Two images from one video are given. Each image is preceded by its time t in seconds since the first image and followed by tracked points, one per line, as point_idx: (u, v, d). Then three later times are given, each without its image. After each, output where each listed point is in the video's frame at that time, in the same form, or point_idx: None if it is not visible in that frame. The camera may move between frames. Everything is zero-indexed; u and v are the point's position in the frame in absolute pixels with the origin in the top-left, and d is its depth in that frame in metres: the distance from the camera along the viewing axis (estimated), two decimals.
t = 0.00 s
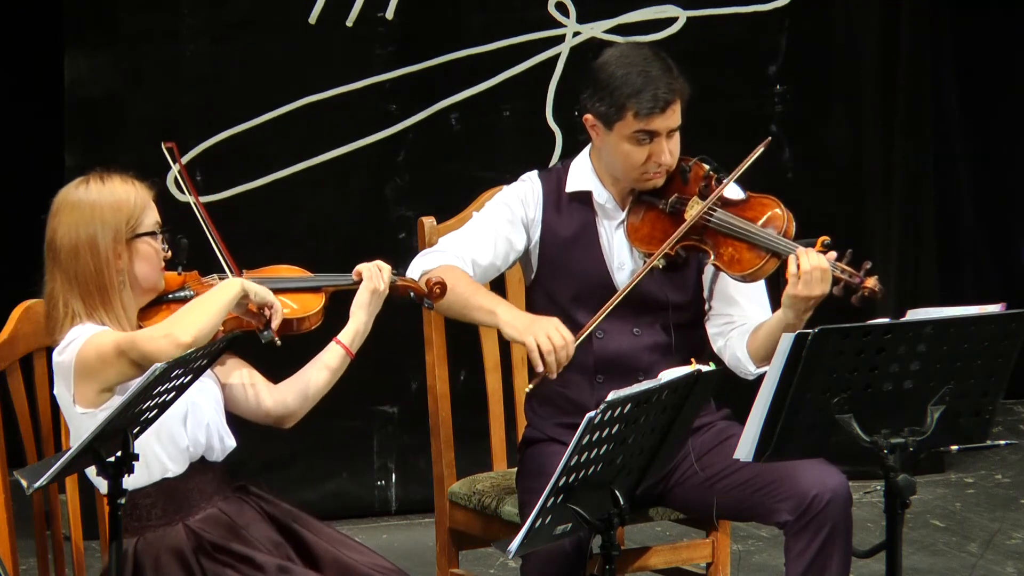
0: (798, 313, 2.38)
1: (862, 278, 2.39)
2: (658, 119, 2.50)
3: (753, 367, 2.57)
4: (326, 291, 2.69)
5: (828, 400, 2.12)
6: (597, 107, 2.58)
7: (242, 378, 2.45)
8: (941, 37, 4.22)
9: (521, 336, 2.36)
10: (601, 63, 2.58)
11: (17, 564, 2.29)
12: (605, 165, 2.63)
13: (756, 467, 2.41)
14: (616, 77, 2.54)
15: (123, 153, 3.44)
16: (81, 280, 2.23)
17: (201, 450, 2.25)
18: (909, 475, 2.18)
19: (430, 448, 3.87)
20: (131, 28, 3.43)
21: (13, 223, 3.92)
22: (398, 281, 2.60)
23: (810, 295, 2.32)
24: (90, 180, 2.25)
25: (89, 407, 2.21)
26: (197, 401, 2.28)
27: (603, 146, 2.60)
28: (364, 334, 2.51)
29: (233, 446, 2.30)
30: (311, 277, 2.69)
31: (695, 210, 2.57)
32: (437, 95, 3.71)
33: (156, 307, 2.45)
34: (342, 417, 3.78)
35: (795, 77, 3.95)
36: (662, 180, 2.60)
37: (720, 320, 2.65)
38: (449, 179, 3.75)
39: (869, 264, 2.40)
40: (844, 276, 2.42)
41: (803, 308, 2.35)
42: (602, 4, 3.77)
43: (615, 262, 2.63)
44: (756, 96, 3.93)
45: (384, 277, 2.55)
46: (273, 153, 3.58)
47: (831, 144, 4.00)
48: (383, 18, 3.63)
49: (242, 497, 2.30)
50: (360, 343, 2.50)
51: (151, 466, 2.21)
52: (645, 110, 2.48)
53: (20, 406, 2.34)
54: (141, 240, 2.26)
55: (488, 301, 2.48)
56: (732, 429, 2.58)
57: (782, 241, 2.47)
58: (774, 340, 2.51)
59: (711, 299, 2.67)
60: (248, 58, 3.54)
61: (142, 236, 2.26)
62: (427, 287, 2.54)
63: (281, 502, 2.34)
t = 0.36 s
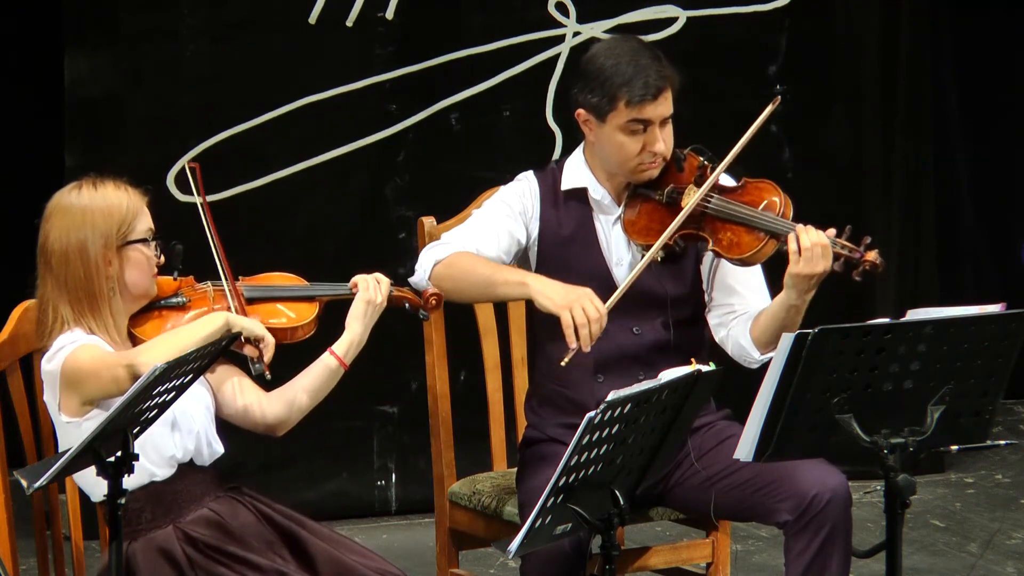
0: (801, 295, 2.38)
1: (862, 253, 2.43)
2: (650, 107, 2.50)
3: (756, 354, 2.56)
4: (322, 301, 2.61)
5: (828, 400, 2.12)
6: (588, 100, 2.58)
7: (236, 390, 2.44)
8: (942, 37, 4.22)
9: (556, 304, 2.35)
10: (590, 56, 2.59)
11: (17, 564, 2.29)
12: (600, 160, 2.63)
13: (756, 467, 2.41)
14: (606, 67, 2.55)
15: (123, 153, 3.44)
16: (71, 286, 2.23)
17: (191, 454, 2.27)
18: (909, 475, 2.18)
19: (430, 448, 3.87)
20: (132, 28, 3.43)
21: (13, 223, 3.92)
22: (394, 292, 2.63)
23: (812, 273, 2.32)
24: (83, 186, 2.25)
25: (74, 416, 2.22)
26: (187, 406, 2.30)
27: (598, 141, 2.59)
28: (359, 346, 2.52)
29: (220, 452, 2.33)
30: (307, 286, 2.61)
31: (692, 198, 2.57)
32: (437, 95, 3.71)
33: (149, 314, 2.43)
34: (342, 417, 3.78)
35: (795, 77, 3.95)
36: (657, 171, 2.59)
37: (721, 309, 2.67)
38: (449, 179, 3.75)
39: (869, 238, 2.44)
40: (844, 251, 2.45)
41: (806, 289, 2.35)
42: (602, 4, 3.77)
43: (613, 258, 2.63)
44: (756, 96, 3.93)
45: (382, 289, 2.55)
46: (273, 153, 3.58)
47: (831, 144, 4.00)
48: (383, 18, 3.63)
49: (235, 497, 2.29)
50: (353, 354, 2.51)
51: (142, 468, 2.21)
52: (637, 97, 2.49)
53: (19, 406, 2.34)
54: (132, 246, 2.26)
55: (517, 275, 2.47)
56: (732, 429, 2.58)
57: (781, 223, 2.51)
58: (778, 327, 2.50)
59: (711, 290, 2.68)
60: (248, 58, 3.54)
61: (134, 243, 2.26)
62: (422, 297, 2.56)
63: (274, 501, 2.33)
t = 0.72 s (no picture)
0: (807, 279, 2.39)
1: (866, 232, 2.43)
2: (645, 99, 2.50)
3: (762, 342, 2.54)
4: (326, 301, 2.64)
5: (828, 400, 2.12)
6: (584, 95, 2.57)
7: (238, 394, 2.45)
8: (942, 37, 4.23)
9: (586, 275, 2.34)
10: (583, 52, 2.60)
11: (17, 564, 2.29)
12: (597, 156, 2.62)
13: (756, 467, 2.41)
14: (600, 62, 2.55)
15: (123, 154, 3.44)
16: (67, 289, 2.23)
17: (190, 457, 2.27)
18: (909, 475, 2.18)
19: (430, 448, 3.87)
20: (132, 28, 3.43)
21: (13, 223, 3.92)
22: (400, 294, 2.67)
23: (815, 254, 2.33)
24: (81, 187, 2.24)
25: (69, 419, 2.23)
26: (186, 407, 2.30)
27: (594, 136, 2.59)
28: (360, 348, 2.53)
29: (220, 451, 2.32)
30: (311, 286, 2.63)
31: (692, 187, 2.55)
32: (437, 95, 3.71)
33: (152, 312, 2.44)
34: (342, 417, 3.78)
35: (795, 77, 3.95)
36: (653, 165, 2.58)
37: (724, 301, 2.63)
38: (449, 179, 3.75)
39: (871, 217, 2.44)
40: (848, 232, 2.44)
41: (811, 271, 2.36)
42: (602, 4, 3.77)
43: (614, 253, 2.66)
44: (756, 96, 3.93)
45: (385, 290, 2.56)
46: (273, 153, 3.58)
47: (831, 144, 4.00)
48: (383, 18, 3.63)
49: (235, 498, 2.29)
50: (355, 356, 2.51)
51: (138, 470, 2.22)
52: (632, 89, 2.49)
53: (19, 406, 2.34)
54: (130, 248, 2.25)
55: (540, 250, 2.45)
56: (732, 429, 2.58)
57: (781, 207, 2.49)
58: (783, 314, 2.50)
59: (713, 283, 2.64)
60: (248, 58, 3.54)
61: (132, 245, 2.25)
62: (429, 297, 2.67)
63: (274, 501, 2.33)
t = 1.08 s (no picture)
0: (808, 264, 2.38)
1: (868, 215, 2.42)
2: (643, 92, 2.50)
3: (767, 334, 2.54)
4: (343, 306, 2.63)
5: (828, 400, 2.12)
6: (582, 90, 2.58)
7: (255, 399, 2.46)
8: (942, 37, 4.22)
9: (612, 242, 2.36)
10: (581, 49, 2.61)
11: (17, 564, 2.29)
12: (595, 153, 2.62)
13: (756, 466, 2.41)
14: (598, 57, 2.56)
15: (123, 154, 3.44)
16: (73, 286, 2.24)
17: (193, 459, 2.27)
18: (909, 475, 2.18)
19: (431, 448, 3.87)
20: (132, 28, 3.43)
21: (13, 223, 3.92)
22: (417, 301, 2.65)
23: (816, 237, 2.33)
24: (92, 185, 2.25)
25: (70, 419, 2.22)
26: (190, 409, 2.31)
27: (592, 132, 2.59)
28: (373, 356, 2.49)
29: (225, 453, 2.32)
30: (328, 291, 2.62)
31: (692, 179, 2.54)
32: (437, 95, 3.71)
33: (163, 311, 2.45)
34: (342, 417, 3.78)
35: (795, 77, 3.95)
36: (653, 160, 2.57)
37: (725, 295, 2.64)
38: (449, 180, 3.75)
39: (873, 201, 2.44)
40: (850, 216, 2.43)
41: (812, 256, 2.35)
42: (602, 4, 3.77)
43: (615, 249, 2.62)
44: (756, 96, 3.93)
45: (399, 297, 2.52)
46: (272, 153, 3.58)
47: (831, 145, 4.00)
48: (383, 18, 3.63)
49: (235, 499, 2.29)
50: (366, 365, 2.48)
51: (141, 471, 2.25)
52: (630, 81, 2.50)
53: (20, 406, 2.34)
54: (138, 250, 2.25)
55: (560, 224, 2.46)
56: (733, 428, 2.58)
57: (782, 194, 2.48)
58: (788, 302, 2.49)
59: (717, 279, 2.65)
60: (248, 58, 3.54)
61: (139, 246, 2.25)
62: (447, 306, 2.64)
63: (273, 499, 2.33)
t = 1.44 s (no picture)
0: (808, 271, 2.39)
1: (870, 225, 2.43)
2: (647, 96, 2.50)
3: (767, 339, 2.54)
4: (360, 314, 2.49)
5: (828, 400, 2.12)
6: (585, 92, 2.57)
7: (270, 412, 2.42)
8: (942, 37, 4.23)
9: (628, 233, 2.36)
10: (584, 50, 2.60)
11: (17, 564, 2.29)
12: (597, 155, 2.62)
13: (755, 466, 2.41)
14: (601, 59, 2.55)
15: (123, 154, 3.44)
16: (86, 285, 2.23)
17: (199, 461, 2.27)
18: (909, 475, 2.18)
19: (431, 448, 3.87)
20: (132, 28, 3.43)
21: (13, 223, 3.92)
22: (433, 314, 2.53)
23: (818, 245, 2.34)
24: (108, 184, 2.23)
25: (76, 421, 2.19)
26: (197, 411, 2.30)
27: (595, 135, 2.58)
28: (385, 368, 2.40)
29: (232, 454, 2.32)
30: (346, 298, 2.48)
31: (695, 184, 2.55)
32: (437, 95, 3.71)
33: (178, 313, 2.36)
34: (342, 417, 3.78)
35: (795, 77, 3.95)
36: (655, 163, 2.57)
37: (723, 300, 2.64)
38: (449, 180, 3.75)
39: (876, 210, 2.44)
40: (852, 224, 2.44)
41: (812, 264, 2.36)
42: (602, 4, 3.77)
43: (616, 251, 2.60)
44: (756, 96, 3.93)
45: (415, 312, 2.40)
46: (272, 153, 3.58)
47: (831, 145, 4.00)
48: (383, 18, 3.63)
49: (238, 503, 2.27)
50: (378, 376, 2.40)
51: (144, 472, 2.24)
52: (634, 85, 2.49)
53: (19, 406, 2.34)
54: (151, 251, 2.22)
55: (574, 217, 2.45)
56: (733, 428, 2.58)
57: (783, 201, 2.48)
58: (788, 308, 2.50)
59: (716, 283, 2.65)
60: (248, 58, 3.54)
61: (153, 247, 2.22)
62: (465, 321, 2.55)
63: (276, 502, 2.31)
